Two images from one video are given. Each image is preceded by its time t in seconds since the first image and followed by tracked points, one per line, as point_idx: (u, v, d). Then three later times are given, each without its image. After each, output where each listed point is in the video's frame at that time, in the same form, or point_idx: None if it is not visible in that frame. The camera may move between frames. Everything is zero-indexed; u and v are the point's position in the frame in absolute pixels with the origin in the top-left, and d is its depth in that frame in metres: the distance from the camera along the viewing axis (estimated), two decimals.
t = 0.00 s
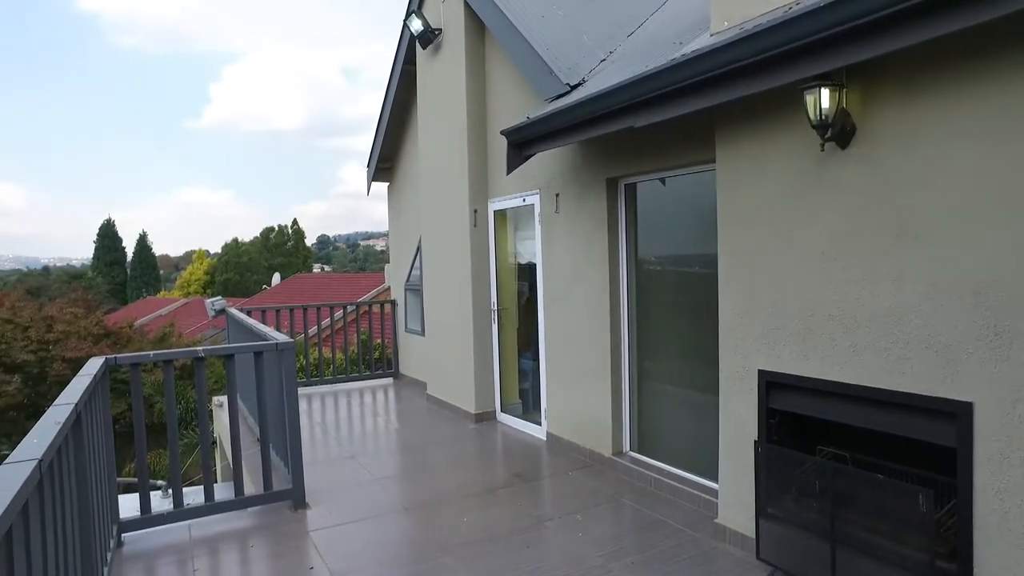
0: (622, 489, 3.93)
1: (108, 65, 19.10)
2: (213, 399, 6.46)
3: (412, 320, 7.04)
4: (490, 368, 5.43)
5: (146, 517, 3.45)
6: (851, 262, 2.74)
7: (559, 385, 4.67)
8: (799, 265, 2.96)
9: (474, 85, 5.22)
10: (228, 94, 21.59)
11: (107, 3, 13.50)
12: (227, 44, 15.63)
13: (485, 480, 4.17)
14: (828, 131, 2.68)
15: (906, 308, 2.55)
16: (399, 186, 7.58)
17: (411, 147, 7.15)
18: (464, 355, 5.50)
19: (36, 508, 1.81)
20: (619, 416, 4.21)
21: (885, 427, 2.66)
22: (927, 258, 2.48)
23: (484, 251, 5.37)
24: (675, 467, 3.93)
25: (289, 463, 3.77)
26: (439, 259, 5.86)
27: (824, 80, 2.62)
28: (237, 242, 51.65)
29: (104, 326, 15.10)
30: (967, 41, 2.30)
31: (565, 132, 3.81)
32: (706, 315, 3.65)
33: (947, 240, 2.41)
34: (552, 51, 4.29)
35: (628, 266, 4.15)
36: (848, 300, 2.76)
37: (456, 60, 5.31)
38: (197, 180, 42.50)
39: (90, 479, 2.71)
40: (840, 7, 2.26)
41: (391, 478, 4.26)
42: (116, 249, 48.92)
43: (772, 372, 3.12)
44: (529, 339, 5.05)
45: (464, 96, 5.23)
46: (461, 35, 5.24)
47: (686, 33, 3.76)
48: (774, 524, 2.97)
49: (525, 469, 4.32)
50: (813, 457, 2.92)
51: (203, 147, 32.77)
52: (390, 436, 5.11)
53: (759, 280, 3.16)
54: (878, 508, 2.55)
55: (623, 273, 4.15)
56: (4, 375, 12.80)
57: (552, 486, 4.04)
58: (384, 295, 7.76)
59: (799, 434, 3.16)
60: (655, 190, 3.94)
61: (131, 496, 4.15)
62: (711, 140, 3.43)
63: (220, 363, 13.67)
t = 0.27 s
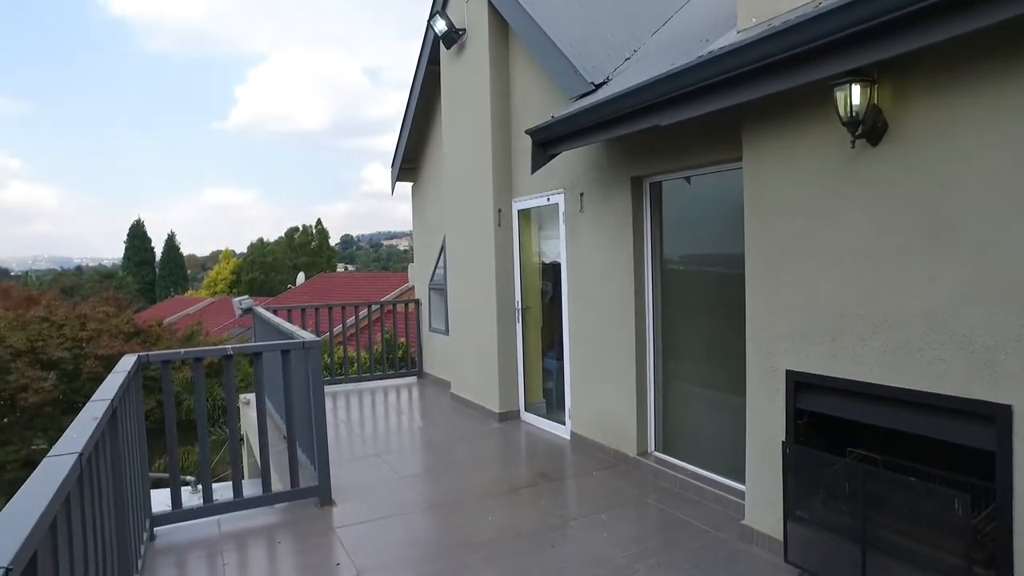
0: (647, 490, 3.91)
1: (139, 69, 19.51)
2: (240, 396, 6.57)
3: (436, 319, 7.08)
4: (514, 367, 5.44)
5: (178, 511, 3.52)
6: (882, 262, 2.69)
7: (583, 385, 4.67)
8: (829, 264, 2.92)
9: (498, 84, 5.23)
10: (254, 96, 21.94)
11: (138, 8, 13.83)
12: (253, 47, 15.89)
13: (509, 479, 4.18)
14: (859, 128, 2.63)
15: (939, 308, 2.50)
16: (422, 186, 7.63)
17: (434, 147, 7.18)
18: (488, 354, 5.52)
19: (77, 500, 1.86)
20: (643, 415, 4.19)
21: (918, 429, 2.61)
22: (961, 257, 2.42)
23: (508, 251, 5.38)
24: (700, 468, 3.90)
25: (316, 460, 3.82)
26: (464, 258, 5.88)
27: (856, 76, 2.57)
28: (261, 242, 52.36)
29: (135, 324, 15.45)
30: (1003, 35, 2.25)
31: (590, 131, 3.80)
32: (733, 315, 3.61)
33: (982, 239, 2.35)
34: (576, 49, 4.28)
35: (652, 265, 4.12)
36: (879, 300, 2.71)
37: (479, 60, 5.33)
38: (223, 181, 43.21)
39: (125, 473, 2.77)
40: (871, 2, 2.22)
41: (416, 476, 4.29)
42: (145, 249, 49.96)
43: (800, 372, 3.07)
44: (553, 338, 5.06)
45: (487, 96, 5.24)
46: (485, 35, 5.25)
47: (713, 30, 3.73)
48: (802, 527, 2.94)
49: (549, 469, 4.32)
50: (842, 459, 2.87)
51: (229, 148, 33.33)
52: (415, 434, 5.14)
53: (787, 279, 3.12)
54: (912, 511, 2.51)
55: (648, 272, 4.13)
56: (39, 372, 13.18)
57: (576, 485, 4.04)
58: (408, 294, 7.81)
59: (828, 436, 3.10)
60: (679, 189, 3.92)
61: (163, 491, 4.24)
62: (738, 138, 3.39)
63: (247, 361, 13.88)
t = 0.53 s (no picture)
0: (672, 491, 3.88)
1: (169, 73, 19.96)
2: (267, 393, 6.68)
3: (459, 318, 7.11)
4: (538, 366, 5.44)
5: (207, 507, 3.56)
6: (915, 260, 2.64)
7: (608, 384, 4.65)
8: (859, 262, 2.86)
9: (522, 84, 5.23)
10: (281, 99, 22.27)
11: (169, 12, 14.13)
12: (281, 49, 16.13)
13: (534, 478, 4.18)
14: (891, 125, 2.57)
15: (975, 308, 2.44)
16: (447, 186, 7.67)
17: (458, 147, 7.22)
18: (512, 353, 5.52)
19: (113, 495, 1.90)
20: (669, 415, 4.16)
21: (952, 431, 2.54)
22: (998, 255, 2.36)
23: (532, 250, 5.38)
24: (727, 469, 3.86)
25: (342, 457, 3.85)
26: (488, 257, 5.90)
27: (887, 72, 2.51)
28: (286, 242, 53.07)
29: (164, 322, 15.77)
30: None
31: (615, 130, 3.79)
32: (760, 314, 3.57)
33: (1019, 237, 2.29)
34: (601, 48, 4.26)
35: (679, 265, 4.09)
36: (912, 300, 2.65)
37: (504, 59, 5.34)
38: (249, 182, 43.88)
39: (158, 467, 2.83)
40: None
41: (441, 474, 4.31)
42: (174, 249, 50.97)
43: (829, 372, 3.02)
44: (577, 337, 5.05)
45: (511, 95, 5.25)
46: (509, 35, 5.26)
47: (740, 27, 3.69)
48: (832, 529, 2.89)
49: (573, 468, 4.31)
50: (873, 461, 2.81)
51: (255, 150, 33.85)
52: (439, 433, 5.17)
53: (816, 278, 3.07)
54: (947, 517, 2.42)
55: (673, 271, 4.10)
56: (73, 368, 13.60)
57: (600, 485, 4.02)
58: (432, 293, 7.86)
59: (858, 437, 3.04)
60: (705, 187, 3.88)
61: (194, 485, 4.32)
62: (766, 136, 3.35)
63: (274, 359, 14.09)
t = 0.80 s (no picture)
0: (696, 491, 3.85)
1: (197, 76, 20.33)
2: (292, 391, 6.76)
3: (482, 318, 7.13)
4: (560, 366, 5.43)
5: (234, 502, 3.62)
6: (946, 259, 2.58)
7: (631, 384, 4.63)
8: (889, 262, 2.81)
9: (544, 83, 5.23)
10: (305, 100, 22.54)
11: (196, 15, 14.36)
12: (305, 51, 16.30)
13: (556, 478, 4.18)
14: (923, 121, 2.51)
15: (1008, 308, 2.38)
16: (469, 186, 7.69)
17: (481, 147, 7.23)
18: (535, 352, 5.53)
19: (147, 490, 1.94)
20: (692, 416, 4.13)
21: (985, 434, 2.48)
22: None
23: (555, 250, 5.38)
24: (752, 470, 3.82)
25: (366, 455, 3.88)
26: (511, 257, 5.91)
27: (919, 68, 2.47)
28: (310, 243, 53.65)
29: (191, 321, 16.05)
30: None
31: (639, 129, 3.77)
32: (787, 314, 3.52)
33: None
34: (624, 47, 4.24)
35: (703, 264, 4.06)
36: (943, 299, 2.59)
37: (527, 59, 5.34)
38: (273, 182, 44.43)
39: (188, 463, 2.88)
40: None
41: (463, 473, 4.33)
42: (200, 249, 51.81)
43: (856, 373, 2.97)
44: (600, 337, 5.03)
45: (534, 95, 5.25)
46: (531, 34, 5.26)
47: (766, 23, 3.64)
48: (860, 533, 2.84)
49: (596, 468, 4.30)
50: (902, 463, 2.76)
51: (279, 151, 34.27)
52: (462, 432, 5.19)
53: (843, 278, 3.02)
54: (980, 521, 2.37)
55: (697, 271, 4.07)
56: (104, 366, 13.90)
57: (622, 486, 4.01)
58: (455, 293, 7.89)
59: (886, 439, 2.98)
60: (730, 186, 3.85)
61: (222, 481, 4.39)
62: (792, 133, 3.30)
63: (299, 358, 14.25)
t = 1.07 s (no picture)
0: (717, 493, 3.83)
1: (221, 79, 20.62)
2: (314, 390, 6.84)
3: (502, 317, 7.15)
4: (581, 366, 5.43)
5: (258, 499, 3.68)
6: (976, 259, 2.52)
7: (652, 385, 4.61)
8: (916, 261, 2.76)
9: (565, 83, 5.23)
10: (327, 102, 22.76)
11: (220, 17, 14.55)
12: (326, 53, 16.43)
13: (576, 478, 4.17)
14: (953, 118, 2.45)
15: None
16: (490, 186, 7.71)
17: (501, 147, 7.24)
18: (555, 352, 5.53)
19: (176, 486, 1.97)
20: (714, 417, 4.10)
21: (1017, 438, 2.42)
22: None
23: (575, 250, 5.37)
24: (774, 471, 3.78)
25: (387, 453, 3.91)
26: (531, 257, 5.92)
27: (949, 63, 2.41)
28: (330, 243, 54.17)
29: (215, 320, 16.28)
30: None
31: (660, 128, 3.75)
32: (809, 315, 3.48)
33: None
34: (645, 46, 4.22)
35: (725, 264, 4.03)
36: (972, 300, 2.54)
37: (547, 58, 5.34)
38: (294, 183, 44.88)
39: (213, 461, 2.92)
40: None
41: (483, 472, 4.34)
42: (222, 249, 52.52)
43: (883, 375, 2.92)
44: (621, 337, 5.02)
45: (555, 95, 5.25)
46: (552, 34, 5.26)
47: (789, 20, 3.60)
48: (886, 537, 2.80)
49: (617, 468, 4.30)
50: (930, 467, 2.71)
51: (301, 152, 34.61)
52: (482, 431, 5.22)
53: (869, 278, 2.98)
54: (1012, 528, 2.32)
55: (719, 271, 4.04)
56: (130, 364, 14.12)
57: (643, 486, 3.99)
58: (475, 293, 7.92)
59: (914, 443, 2.92)
60: (752, 186, 3.81)
61: (247, 478, 4.46)
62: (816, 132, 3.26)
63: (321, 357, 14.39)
